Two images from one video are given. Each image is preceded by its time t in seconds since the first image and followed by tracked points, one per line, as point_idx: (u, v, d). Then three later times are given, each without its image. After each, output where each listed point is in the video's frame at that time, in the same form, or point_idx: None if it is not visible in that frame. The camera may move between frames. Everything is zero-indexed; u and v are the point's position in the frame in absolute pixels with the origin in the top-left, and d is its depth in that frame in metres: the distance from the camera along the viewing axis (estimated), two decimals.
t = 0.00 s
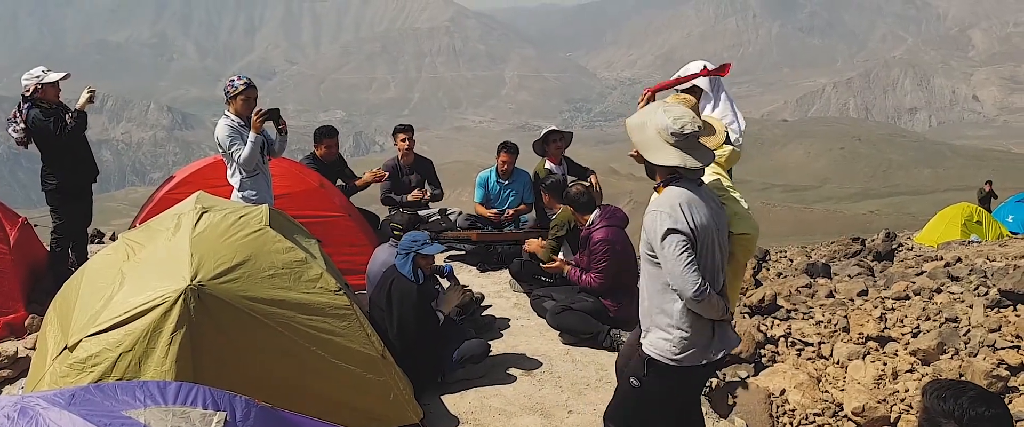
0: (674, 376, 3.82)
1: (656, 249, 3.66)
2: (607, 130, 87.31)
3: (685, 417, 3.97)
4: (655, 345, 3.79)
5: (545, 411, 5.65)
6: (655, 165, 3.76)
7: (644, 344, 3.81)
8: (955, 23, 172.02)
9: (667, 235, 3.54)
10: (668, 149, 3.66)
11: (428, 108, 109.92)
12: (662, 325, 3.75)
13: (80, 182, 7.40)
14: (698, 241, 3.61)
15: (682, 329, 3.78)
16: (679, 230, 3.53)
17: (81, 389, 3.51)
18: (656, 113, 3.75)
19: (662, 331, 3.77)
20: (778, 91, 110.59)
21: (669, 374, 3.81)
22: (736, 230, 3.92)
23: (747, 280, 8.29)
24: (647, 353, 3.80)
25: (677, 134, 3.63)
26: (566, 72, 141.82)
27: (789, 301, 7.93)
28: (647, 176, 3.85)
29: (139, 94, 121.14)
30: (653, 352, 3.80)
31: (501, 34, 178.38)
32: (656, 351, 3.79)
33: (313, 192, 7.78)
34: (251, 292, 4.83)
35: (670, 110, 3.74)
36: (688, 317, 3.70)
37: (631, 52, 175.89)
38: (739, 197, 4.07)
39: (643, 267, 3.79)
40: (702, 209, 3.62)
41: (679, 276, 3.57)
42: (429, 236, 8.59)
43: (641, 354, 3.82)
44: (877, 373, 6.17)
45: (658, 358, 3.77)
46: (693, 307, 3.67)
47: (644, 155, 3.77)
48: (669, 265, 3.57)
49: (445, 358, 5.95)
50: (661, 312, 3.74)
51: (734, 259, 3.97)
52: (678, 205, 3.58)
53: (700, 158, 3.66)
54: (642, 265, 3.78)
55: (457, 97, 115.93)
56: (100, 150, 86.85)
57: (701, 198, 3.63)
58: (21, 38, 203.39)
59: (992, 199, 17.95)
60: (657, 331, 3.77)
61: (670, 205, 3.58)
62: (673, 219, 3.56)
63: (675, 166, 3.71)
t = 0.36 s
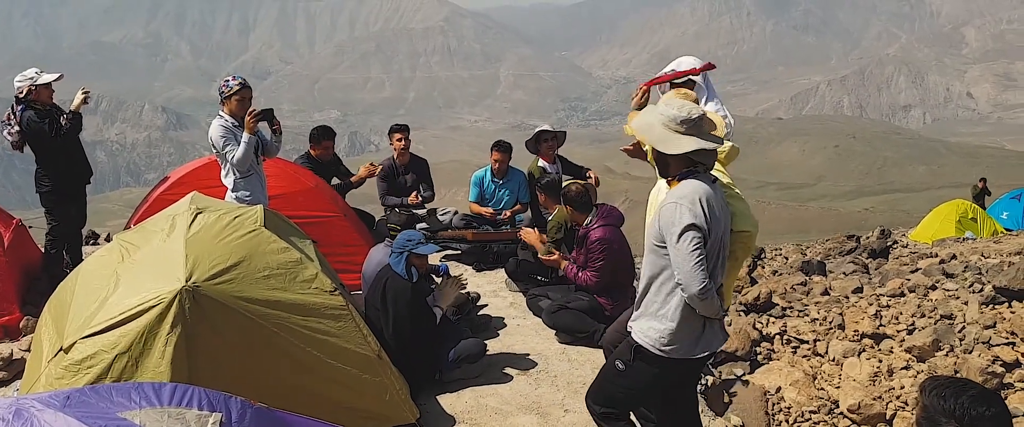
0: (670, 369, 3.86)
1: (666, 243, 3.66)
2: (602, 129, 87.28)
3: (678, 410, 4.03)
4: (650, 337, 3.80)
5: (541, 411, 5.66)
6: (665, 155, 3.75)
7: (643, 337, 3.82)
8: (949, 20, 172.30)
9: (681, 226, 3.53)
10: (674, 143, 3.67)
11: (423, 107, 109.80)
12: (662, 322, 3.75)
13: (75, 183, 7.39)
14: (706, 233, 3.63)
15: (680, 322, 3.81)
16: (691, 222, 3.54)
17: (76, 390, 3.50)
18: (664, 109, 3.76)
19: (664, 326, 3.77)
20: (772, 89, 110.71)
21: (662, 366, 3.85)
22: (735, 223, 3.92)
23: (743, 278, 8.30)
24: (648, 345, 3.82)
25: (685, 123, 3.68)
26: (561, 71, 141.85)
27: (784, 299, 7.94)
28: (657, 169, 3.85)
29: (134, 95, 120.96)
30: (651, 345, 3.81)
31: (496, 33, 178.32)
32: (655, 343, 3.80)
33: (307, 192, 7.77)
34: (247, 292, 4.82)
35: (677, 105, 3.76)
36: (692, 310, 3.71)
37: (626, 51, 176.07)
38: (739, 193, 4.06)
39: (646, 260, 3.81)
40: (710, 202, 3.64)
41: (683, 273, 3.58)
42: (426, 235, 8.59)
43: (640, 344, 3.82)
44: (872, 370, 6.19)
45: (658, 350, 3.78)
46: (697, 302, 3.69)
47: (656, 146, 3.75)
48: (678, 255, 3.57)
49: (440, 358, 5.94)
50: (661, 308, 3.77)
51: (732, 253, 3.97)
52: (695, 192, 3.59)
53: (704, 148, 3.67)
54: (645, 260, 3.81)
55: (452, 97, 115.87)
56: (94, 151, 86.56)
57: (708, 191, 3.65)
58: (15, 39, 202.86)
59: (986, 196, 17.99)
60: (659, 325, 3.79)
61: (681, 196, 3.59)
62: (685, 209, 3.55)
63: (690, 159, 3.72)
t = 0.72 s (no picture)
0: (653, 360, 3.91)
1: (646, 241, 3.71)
2: (598, 122, 87.39)
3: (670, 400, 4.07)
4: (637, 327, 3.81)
5: (538, 404, 5.67)
6: (661, 148, 3.76)
7: (626, 329, 3.85)
8: (945, 13, 172.55)
9: (671, 215, 3.57)
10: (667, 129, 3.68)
11: (419, 101, 109.71)
12: (649, 317, 3.79)
13: (69, 178, 7.36)
14: (689, 229, 3.68)
15: (664, 318, 3.85)
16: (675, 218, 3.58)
17: (72, 384, 3.51)
18: (663, 95, 3.77)
19: (648, 318, 3.80)
20: (768, 82, 110.88)
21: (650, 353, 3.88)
22: (721, 220, 3.94)
23: (738, 271, 8.30)
24: (633, 335, 3.83)
25: (681, 111, 3.68)
26: (557, 64, 141.84)
27: (780, 291, 7.96)
28: (648, 160, 3.87)
29: (129, 89, 120.80)
30: (636, 337, 3.83)
31: (492, 26, 178.23)
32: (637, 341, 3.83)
33: (304, 186, 7.78)
34: (243, 287, 4.82)
35: (678, 96, 3.76)
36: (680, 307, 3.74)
37: (622, 44, 176.17)
38: (724, 187, 4.11)
39: (634, 249, 3.83)
40: (699, 194, 3.68)
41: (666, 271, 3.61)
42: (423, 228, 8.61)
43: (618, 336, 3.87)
44: (867, 362, 6.23)
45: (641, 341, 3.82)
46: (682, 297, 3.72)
47: (653, 130, 3.76)
48: (673, 246, 3.59)
49: (436, 351, 5.95)
50: (649, 296, 3.79)
51: (721, 247, 3.97)
52: (685, 189, 3.62)
53: (698, 144, 3.71)
54: (626, 258, 3.85)
55: (448, 90, 115.83)
56: (89, 145, 86.48)
57: (698, 184, 3.68)
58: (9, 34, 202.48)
59: (981, 188, 18.03)
60: (653, 314, 3.80)
61: (669, 194, 3.63)
62: (674, 202, 3.57)
63: (687, 151, 3.74)
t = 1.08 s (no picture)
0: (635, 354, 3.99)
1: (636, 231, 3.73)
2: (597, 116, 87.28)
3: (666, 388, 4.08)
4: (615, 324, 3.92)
5: (538, 398, 5.67)
6: (659, 143, 3.76)
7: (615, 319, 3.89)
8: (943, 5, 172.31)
9: (661, 209, 3.60)
10: (667, 122, 3.66)
11: (417, 96, 109.44)
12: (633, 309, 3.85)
13: (67, 175, 7.34)
14: (677, 222, 3.70)
15: (646, 309, 3.92)
16: (666, 209, 3.61)
17: (71, 382, 3.51)
18: (660, 92, 3.79)
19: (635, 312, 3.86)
20: (766, 75, 110.81)
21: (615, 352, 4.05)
22: (708, 218, 3.97)
23: (738, 264, 8.30)
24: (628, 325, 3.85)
25: (679, 108, 3.67)
26: (555, 59, 141.68)
27: (779, 284, 7.96)
28: (643, 154, 3.87)
29: (126, 85, 120.70)
30: (624, 329, 3.89)
31: (490, 20, 177.98)
32: (625, 331, 3.91)
33: (303, 181, 7.77)
34: (241, 283, 4.81)
35: (674, 92, 3.76)
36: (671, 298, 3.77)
37: (620, 38, 176.04)
38: (713, 184, 4.17)
39: (626, 241, 3.86)
40: (688, 187, 3.70)
41: (656, 265, 3.62)
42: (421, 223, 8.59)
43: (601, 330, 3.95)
44: (867, 355, 6.25)
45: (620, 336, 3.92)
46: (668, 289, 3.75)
47: (652, 126, 3.74)
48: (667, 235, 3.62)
49: (436, 347, 5.95)
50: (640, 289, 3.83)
51: (715, 239, 4.00)
52: (675, 185, 3.65)
53: (694, 139, 3.72)
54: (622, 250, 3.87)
55: (446, 85, 115.70)
56: (87, 141, 86.40)
57: (688, 178, 3.70)
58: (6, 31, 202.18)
59: (979, 180, 18.02)
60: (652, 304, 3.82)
61: (660, 186, 3.66)
62: (665, 197, 3.60)
63: (683, 149, 3.76)
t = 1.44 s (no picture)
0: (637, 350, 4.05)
1: (640, 225, 3.76)
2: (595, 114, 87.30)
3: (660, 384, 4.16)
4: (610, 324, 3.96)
5: (536, 396, 5.67)
6: (661, 141, 3.78)
7: (617, 317, 3.92)
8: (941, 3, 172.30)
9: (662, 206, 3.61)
10: (668, 123, 3.70)
11: (415, 94, 109.41)
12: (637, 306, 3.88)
13: (65, 176, 7.32)
14: (679, 220, 3.71)
15: (649, 305, 3.93)
16: (668, 211, 3.62)
17: (69, 381, 3.52)
18: (659, 92, 3.80)
19: (636, 309, 3.88)
20: (764, 73, 110.88)
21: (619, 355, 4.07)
22: (707, 220, 4.02)
23: (735, 262, 8.30)
24: (623, 322, 3.94)
25: (681, 107, 3.70)
26: (554, 57, 141.72)
27: (777, 282, 7.98)
28: (644, 149, 3.90)
29: (125, 84, 120.77)
30: (622, 328, 3.92)
31: (487, 19, 178.02)
32: (627, 327, 3.93)
33: (301, 180, 7.78)
34: (239, 281, 4.81)
35: (674, 92, 3.77)
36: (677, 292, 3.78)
37: (618, 36, 176.15)
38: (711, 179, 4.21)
39: (625, 237, 3.89)
40: (686, 184, 3.71)
41: (657, 264, 3.64)
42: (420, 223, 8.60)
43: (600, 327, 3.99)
44: (864, 353, 6.28)
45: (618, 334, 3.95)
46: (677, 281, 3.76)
47: (654, 126, 3.77)
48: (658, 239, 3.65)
49: (435, 345, 5.94)
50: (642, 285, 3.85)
51: (709, 236, 4.03)
52: (674, 183, 3.67)
53: (695, 136, 3.75)
54: (623, 244, 3.89)
55: (445, 83, 115.72)
56: (85, 141, 86.43)
57: (687, 172, 3.72)
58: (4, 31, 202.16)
59: (979, 177, 17.99)
60: (644, 303, 3.90)
61: (662, 180, 3.67)
62: (665, 195, 3.62)
63: (683, 148, 3.78)
